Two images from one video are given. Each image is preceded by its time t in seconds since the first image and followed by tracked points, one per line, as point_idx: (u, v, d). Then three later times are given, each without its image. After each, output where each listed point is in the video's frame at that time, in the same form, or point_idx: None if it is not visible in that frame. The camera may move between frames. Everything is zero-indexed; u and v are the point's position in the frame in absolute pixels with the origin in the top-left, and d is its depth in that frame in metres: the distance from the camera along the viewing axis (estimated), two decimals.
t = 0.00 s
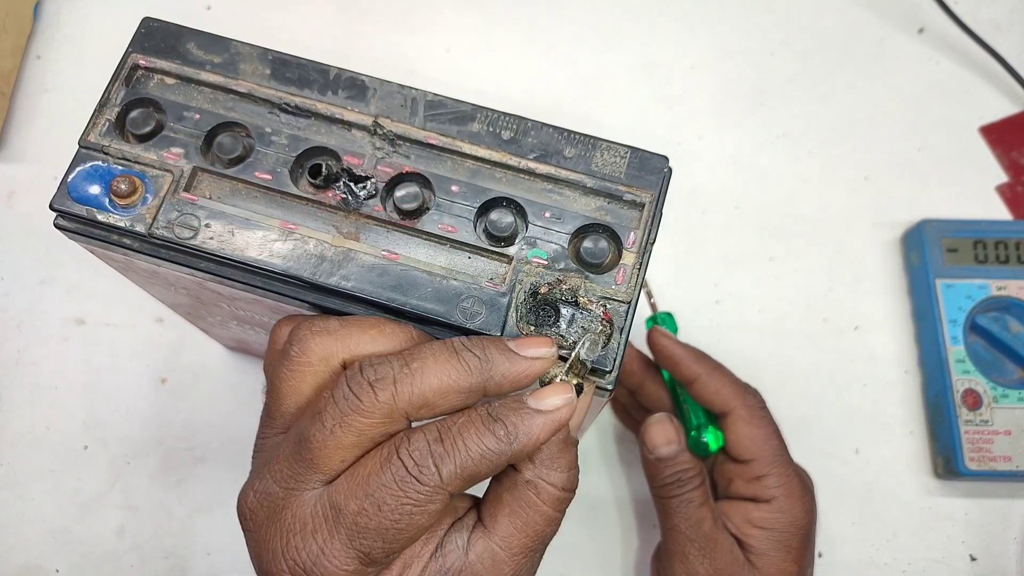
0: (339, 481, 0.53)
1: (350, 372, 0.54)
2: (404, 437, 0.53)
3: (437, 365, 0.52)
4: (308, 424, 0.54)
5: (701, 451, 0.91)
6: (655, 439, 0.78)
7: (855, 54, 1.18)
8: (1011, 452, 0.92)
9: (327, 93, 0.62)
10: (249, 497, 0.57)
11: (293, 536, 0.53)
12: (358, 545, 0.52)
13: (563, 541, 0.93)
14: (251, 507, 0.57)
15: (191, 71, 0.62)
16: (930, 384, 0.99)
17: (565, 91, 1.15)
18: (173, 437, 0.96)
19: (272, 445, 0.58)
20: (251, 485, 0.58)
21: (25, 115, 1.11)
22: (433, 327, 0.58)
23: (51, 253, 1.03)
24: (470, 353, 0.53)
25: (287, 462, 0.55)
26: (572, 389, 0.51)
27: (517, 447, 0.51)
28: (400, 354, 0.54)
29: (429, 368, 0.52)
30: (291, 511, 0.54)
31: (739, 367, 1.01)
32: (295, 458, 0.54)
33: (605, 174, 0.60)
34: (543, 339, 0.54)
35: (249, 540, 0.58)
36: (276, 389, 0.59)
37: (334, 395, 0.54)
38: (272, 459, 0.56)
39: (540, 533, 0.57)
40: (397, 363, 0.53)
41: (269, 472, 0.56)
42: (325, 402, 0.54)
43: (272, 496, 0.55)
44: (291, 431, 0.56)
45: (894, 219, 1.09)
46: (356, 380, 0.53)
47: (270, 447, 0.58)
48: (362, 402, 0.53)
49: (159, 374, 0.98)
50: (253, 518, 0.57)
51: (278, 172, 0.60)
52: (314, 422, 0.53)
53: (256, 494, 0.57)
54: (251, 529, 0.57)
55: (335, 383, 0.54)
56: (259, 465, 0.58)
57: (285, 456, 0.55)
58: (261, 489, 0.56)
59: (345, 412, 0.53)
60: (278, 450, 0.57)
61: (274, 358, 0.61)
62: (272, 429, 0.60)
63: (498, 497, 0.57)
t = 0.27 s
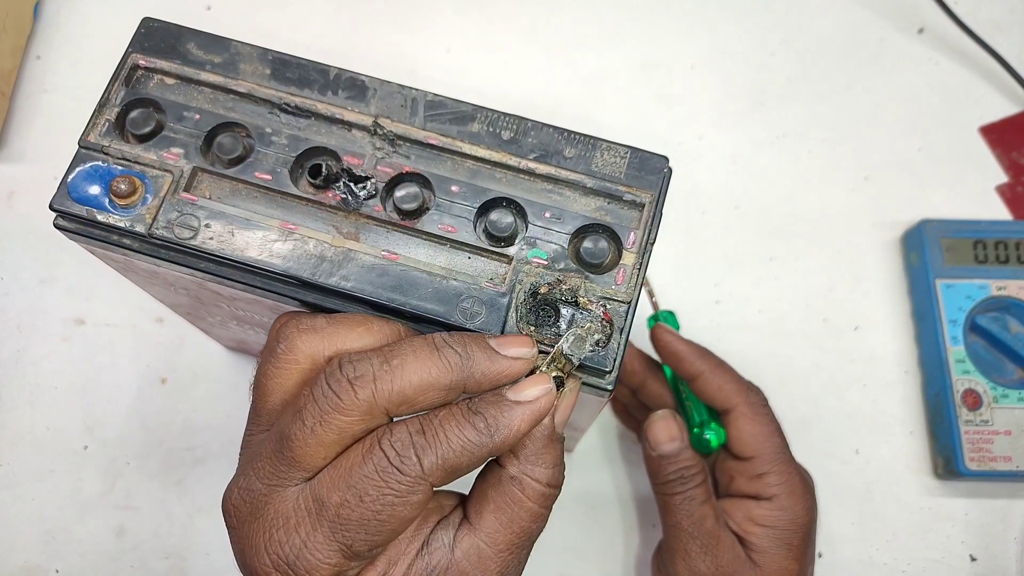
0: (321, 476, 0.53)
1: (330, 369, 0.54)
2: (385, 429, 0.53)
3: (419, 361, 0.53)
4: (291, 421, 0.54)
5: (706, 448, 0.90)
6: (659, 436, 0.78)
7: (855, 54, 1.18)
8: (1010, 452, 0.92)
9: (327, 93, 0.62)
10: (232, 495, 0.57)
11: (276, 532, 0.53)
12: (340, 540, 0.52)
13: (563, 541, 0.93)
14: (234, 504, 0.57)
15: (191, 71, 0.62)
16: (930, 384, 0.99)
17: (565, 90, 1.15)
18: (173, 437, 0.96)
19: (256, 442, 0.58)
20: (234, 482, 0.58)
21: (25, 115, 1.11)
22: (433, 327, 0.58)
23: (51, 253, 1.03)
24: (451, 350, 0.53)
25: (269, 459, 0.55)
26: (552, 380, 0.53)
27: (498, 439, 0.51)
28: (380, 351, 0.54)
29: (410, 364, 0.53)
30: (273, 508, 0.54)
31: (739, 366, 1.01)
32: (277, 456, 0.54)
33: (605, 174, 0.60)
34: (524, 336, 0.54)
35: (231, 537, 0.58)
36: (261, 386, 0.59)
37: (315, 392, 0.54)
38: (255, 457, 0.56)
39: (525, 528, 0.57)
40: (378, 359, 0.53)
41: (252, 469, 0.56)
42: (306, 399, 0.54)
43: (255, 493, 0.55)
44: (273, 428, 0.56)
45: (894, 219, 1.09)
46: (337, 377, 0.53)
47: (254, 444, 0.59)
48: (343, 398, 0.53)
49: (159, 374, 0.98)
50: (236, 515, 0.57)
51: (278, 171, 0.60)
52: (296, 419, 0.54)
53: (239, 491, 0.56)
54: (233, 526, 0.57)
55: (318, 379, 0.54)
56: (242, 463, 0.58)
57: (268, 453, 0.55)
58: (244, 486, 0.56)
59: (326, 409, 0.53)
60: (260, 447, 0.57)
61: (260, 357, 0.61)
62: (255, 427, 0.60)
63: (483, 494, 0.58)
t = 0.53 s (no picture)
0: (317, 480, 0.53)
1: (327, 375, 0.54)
2: (381, 434, 0.54)
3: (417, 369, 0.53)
4: (287, 427, 0.54)
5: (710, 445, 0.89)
6: (660, 434, 0.78)
7: (855, 54, 1.18)
8: (1011, 452, 0.92)
9: (327, 93, 0.62)
10: (226, 498, 0.57)
11: (271, 535, 0.53)
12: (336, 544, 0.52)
13: (563, 541, 0.93)
14: (228, 506, 0.57)
15: (191, 72, 0.62)
16: (930, 384, 0.99)
17: (565, 91, 1.15)
18: (173, 437, 0.96)
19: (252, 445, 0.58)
20: (229, 484, 0.58)
21: (25, 115, 1.11)
22: (433, 327, 0.58)
23: (51, 254, 1.03)
24: (449, 357, 0.53)
25: (264, 464, 0.55)
26: (544, 380, 0.53)
27: (491, 444, 0.52)
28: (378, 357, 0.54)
29: (408, 371, 0.53)
30: (268, 512, 0.54)
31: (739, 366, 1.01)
32: (272, 460, 0.54)
33: (605, 175, 0.60)
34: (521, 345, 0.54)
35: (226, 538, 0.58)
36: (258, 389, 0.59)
37: (312, 398, 0.53)
38: (250, 460, 0.56)
39: (519, 526, 0.57)
40: (376, 365, 0.53)
41: (247, 472, 0.56)
42: (303, 405, 0.54)
43: (250, 496, 0.55)
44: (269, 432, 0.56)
45: (894, 219, 1.08)
46: (335, 383, 0.53)
47: (250, 447, 0.58)
48: (339, 405, 0.52)
49: (159, 374, 0.98)
50: (230, 519, 0.56)
51: (277, 172, 0.60)
52: (292, 424, 0.53)
53: (234, 494, 0.56)
54: (227, 528, 0.57)
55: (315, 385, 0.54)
56: (237, 465, 0.58)
57: (263, 457, 0.55)
58: (239, 488, 0.56)
59: (322, 415, 0.53)
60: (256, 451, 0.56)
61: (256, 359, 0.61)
62: (251, 429, 0.60)
63: (478, 492, 0.58)
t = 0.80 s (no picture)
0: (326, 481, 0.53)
1: (338, 375, 0.55)
2: (390, 435, 0.54)
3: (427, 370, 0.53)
4: (297, 427, 0.54)
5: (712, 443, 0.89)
6: (662, 430, 0.78)
7: (855, 54, 1.18)
8: (1010, 452, 0.92)
9: (327, 93, 0.62)
10: (232, 499, 0.57)
11: (279, 535, 0.53)
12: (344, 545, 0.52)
13: (563, 540, 0.93)
14: (234, 508, 0.56)
15: (191, 71, 0.62)
16: (930, 383, 0.99)
17: (565, 90, 1.15)
18: (173, 436, 0.96)
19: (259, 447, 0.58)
20: (235, 486, 0.57)
21: (25, 115, 1.11)
22: (433, 327, 0.58)
23: (52, 253, 1.03)
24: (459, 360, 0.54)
25: (273, 464, 0.55)
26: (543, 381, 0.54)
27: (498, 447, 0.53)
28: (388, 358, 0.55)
29: (418, 373, 0.53)
30: (276, 513, 0.54)
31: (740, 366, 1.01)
32: (282, 460, 0.54)
33: (605, 174, 0.60)
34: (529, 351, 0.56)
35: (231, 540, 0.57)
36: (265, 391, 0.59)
37: (323, 398, 0.54)
38: (258, 460, 0.56)
39: (525, 526, 0.57)
40: (386, 366, 0.54)
41: (254, 473, 0.56)
42: (313, 405, 0.54)
43: (258, 497, 0.55)
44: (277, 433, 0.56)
45: (894, 219, 1.09)
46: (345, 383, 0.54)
47: (256, 449, 0.58)
48: (350, 404, 0.53)
49: (159, 374, 0.98)
50: (237, 521, 0.56)
51: (278, 171, 0.60)
52: (302, 424, 0.54)
53: (240, 495, 0.56)
54: (233, 530, 0.57)
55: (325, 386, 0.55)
56: (243, 466, 0.58)
57: (271, 458, 0.55)
58: (246, 489, 0.56)
59: (332, 414, 0.53)
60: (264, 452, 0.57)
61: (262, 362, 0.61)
62: (258, 431, 0.60)
63: (484, 491, 0.58)
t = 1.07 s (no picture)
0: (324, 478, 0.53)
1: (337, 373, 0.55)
2: (388, 432, 0.54)
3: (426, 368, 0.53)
4: (295, 423, 0.54)
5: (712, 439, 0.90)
6: (665, 428, 0.78)
7: (855, 54, 1.18)
8: (1010, 452, 0.92)
9: (327, 93, 0.62)
10: (231, 495, 0.57)
11: (276, 531, 0.53)
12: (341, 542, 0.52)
13: (563, 540, 0.93)
14: (231, 503, 0.57)
15: (191, 71, 0.62)
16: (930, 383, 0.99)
17: (565, 90, 1.15)
18: (173, 436, 0.96)
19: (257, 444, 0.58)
20: (232, 482, 0.58)
21: (25, 115, 1.11)
22: (433, 327, 0.58)
23: (52, 254, 1.03)
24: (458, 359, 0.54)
25: (271, 460, 0.55)
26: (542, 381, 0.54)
27: (495, 445, 0.53)
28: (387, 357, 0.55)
29: (417, 371, 0.53)
30: (274, 509, 0.54)
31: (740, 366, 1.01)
32: (279, 456, 0.54)
33: (605, 174, 0.60)
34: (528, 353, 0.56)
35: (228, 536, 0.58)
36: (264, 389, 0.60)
37: (322, 395, 0.54)
38: (256, 457, 0.56)
39: (523, 530, 0.57)
40: (386, 364, 0.54)
41: (252, 468, 0.56)
42: (312, 402, 0.54)
43: (255, 493, 0.55)
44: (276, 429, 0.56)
45: (894, 219, 1.09)
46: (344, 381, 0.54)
47: (255, 446, 0.59)
48: (348, 401, 0.53)
49: (159, 374, 0.98)
50: (235, 516, 0.56)
51: (278, 171, 0.60)
52: (301, 421, 0.54)
53: (238, 490, 0.56)
54: (230, 525, 0.57)
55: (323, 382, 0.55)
56: (241, 463, 0.58)
57: (270, 454, 0.55)
58: (243, 485, 0.56)
59: (331, 411, 0.53)
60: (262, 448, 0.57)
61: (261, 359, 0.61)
62: (256, 428, 0.60)
63: (483, 494, 0.58)
